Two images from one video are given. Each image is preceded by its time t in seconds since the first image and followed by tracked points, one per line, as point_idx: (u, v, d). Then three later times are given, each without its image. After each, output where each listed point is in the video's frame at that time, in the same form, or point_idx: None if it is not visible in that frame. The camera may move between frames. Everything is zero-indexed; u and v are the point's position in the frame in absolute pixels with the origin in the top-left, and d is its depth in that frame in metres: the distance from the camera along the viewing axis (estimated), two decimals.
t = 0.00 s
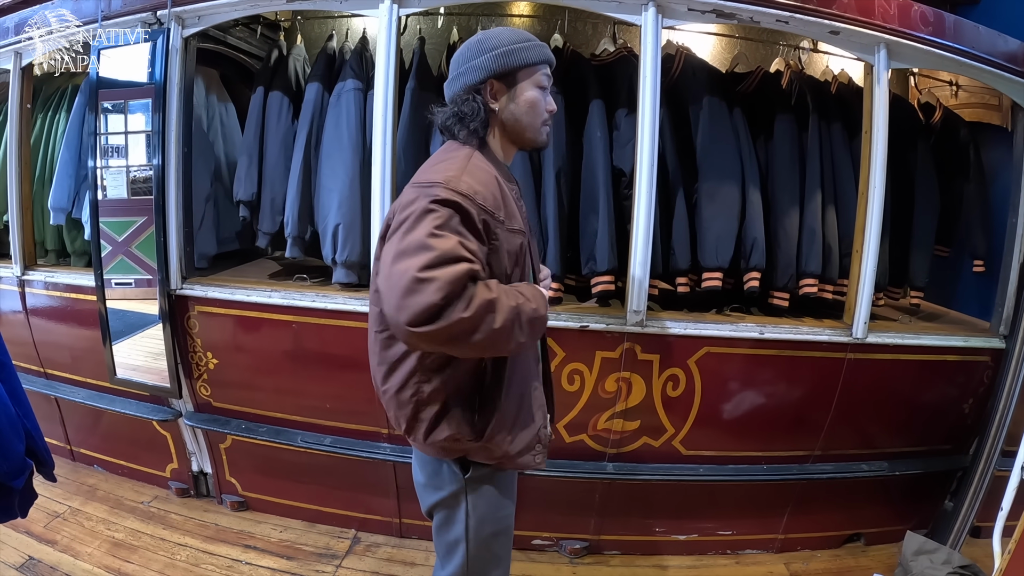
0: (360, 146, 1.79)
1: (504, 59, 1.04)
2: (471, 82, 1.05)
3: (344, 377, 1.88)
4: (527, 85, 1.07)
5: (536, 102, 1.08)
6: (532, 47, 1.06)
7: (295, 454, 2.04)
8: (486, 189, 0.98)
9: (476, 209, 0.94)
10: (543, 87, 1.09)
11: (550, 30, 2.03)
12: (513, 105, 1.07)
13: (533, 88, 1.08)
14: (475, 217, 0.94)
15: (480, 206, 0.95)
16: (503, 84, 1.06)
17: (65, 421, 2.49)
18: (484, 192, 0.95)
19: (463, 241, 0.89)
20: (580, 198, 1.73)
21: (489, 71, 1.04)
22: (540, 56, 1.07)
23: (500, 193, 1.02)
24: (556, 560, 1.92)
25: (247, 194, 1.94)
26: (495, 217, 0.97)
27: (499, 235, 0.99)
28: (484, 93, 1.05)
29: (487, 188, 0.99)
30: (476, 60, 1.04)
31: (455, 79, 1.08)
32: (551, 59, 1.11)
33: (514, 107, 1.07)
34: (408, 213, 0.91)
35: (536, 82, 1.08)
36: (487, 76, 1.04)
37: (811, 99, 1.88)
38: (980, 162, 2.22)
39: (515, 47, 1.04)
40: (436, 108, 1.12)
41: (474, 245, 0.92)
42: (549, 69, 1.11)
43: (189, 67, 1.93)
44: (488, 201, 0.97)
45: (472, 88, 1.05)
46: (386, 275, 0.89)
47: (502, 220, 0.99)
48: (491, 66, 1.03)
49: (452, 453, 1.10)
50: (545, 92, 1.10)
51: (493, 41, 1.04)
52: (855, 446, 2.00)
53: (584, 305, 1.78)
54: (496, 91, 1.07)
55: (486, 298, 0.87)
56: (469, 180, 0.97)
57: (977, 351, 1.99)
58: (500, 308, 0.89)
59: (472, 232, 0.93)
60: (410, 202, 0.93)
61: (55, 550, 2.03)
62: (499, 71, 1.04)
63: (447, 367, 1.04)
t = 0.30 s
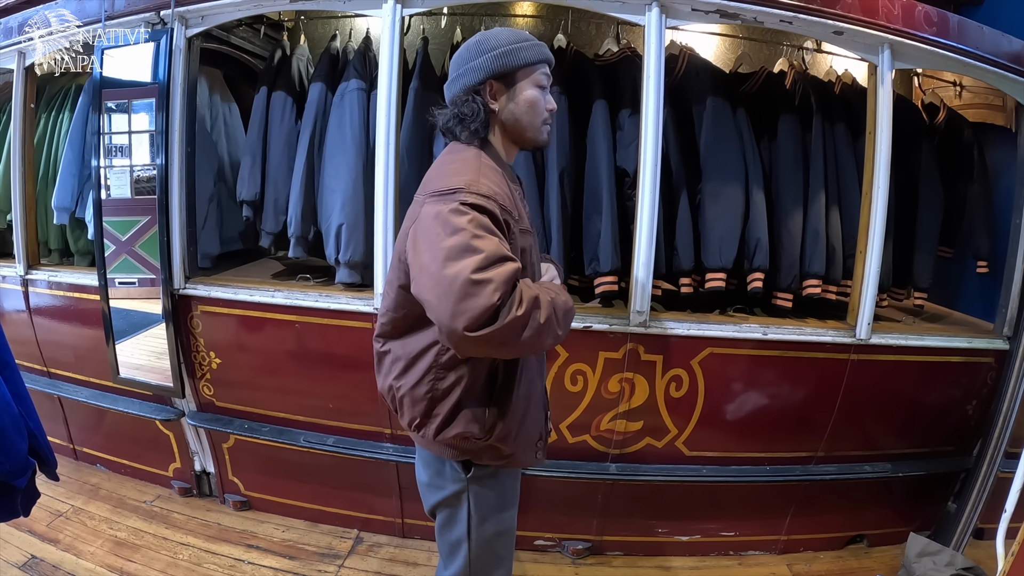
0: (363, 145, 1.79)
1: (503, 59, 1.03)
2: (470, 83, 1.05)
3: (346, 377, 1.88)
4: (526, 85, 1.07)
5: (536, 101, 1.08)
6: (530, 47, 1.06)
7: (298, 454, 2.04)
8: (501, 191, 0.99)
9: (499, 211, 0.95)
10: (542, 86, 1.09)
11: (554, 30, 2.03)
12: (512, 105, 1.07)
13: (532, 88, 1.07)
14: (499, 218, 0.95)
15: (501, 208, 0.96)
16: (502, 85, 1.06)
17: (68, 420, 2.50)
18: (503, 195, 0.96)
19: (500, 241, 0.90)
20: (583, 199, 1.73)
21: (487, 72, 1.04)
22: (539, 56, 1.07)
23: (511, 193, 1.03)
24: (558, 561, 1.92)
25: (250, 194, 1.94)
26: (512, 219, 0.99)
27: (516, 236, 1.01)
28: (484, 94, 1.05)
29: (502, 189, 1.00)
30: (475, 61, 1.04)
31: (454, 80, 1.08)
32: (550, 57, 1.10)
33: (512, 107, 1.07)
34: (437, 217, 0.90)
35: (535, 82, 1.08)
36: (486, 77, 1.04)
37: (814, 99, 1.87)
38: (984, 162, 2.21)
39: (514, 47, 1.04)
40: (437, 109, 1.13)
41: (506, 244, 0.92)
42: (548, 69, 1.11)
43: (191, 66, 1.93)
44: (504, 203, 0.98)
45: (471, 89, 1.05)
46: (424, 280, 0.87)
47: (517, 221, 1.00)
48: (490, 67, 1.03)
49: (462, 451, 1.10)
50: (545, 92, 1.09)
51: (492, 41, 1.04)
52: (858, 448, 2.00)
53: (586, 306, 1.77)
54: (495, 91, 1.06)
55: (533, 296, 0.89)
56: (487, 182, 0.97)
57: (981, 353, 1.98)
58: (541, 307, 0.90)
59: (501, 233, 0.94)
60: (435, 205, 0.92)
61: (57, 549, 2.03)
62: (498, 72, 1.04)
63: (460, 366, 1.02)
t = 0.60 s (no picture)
0: (368, 145, 1.79)
1: (511, 61, 1.03)
2: (478, 84, 1.05)
3: (350, 376, 1.88)
4: (535, 87, 1.07)
5: (544, 103, 1.08)
6: (539, 49, 1.06)
7: (301, 453, 2.04)
8: (521, 191, 0.99)
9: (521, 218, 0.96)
10: (550, 89, 1.09)
11: (559, 30, 2.03)
12: (520, 107, 1.07)
13: (541, 90, 1.07)
14: (521, 224, 0.96)
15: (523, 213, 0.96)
16: (511, 87, 1.06)
17: (71, 419, 2.50)
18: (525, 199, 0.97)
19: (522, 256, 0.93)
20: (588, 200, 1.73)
21: (496, 73, 1.04)
22: (548, 58, 1.07)
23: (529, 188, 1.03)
24: (561, 562, 1.91)
25: (254, 193, 1.94)
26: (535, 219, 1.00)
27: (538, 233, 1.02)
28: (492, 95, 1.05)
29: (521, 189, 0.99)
30: (483, 62, 1.04)
31: (462, 82, 1.08)
32: (558, 59, 1.10)
33: (521, 109, 1.07)
34: (462, 234, 0.91)
35: (543, 84, 1.07)
36: (495, 78, 1.04)
37: (820, 100, 1.86)
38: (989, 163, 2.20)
39: (523, 48, 1.04)
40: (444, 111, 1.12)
41: (528, 254, 0.95)
42: (556, 71, 1.10)
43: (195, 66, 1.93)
44: (526, 204, 0.98)
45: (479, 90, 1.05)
46: (450, 301, 0.92)
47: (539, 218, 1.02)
48: (498, 68, 1.03)
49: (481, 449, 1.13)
50: (552, 94, 1.10)
51: (501, 42, 1.04)
52: (862, 449, 1.99)
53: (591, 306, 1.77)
54: (504, 92, 1.06)
55: (554, 310, 0.93)
56: (506, 187, 0.96)
57: (986, 354, 1.97)
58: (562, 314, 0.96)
59: (522, 240, 0.96)
60: (459, 221, 0.92)
61: (60, 548, 2.03)
62: (507, 73, 1.03)
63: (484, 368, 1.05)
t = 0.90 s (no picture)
0: (376, 147, 1.80)
1: (537, 59, 1.03)
2: (502, 81, 1.05)
3: (357, 378, 1.89)
4: (558, 87, 1.07)
5: (566, 104, 1.09)
6: (563, 49, 1.06)
7: (308, 454, 2.04)
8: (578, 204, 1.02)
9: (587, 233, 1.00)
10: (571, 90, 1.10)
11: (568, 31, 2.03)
12: (543, 107, 1.07)
13: (564, 91, 1.08)
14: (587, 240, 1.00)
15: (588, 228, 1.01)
16: (534, 86, 1.06)
17: (80, 418, 2.51)
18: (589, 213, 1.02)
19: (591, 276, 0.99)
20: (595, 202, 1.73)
21: (520, 72, 1.04)
22: (571, 59, 1.08)
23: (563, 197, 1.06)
24: (568, 564, 1.91)
25: (263, 195, 1.95)
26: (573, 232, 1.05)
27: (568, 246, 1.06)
28: (515, 94, 1.05)
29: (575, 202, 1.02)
30: (508, 60, 1.04)
31: (483, 78, 1.07)
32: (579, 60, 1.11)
33: (544, 109, 1.07)
34: (562, 246, 0.91)
35: (566, 85, 1.08)
36: (520, 75, 1.04)
37: (828, 102, 1.86)
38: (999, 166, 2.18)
39: (548, 48, 1.04)
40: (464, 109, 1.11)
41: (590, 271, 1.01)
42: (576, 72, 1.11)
43: (204, 68, 1.94)
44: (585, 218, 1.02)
45: (502, 87, 1.05)
46: (553, 316, 0.92)
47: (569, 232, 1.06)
48: (524, 66, 1.03)
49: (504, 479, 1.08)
50: (573, 95, 1.10)
51: (525, 40, 1.04)
52: (870, 453, 1.98)
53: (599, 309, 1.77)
54: (527, 91, 1.06)
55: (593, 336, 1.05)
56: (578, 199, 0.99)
57: (995, 359, 1.96)
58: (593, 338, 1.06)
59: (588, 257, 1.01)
60: (557, 230, 0.91)
61: (67, 546, 2.04)
62: (532, 72, 1.04)
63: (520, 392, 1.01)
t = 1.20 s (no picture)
0: (383, 147, 1.80)
1: (559, 60, 1.01)
2: (523, 80, 1.01)
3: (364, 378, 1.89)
4: (575, 90, 1.06)
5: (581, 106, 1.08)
6: (580, 50, 1.05)
7: (316, 454, 2.05)
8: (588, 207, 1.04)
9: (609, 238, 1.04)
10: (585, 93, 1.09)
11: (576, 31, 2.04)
12: (560, 108, 1.05)
13: (580, 93, 1.07)
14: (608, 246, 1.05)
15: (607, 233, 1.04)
16: (553, 88, 1.03)
17: (87, 416, 2.53)
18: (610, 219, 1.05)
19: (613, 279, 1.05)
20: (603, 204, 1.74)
21: (542, 72, 1.01)
22: (589, 61, 1.06)
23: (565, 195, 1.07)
24: (574, 566, 1.91)
25: (271, 195, 1.96)
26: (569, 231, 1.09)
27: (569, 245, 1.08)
28: (536, 93, 1.02)
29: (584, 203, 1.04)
30: (529, 59, 1.01)
31: (502, 74, 1.02)
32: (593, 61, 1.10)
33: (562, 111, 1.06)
34: (623, 260, 0.97)
35: (582, 87, 1.07)
36: (542, 76, 1.01)
37: (837, 103, 1.85)
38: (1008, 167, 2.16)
39: (568, 49, 1.02)
40: (477, 105, 1.07)
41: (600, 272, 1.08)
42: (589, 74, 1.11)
43: (212, 70, 1.95)
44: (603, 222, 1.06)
45: (523, 86, 1.01)
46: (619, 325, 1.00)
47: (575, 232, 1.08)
48: (546, 66, 1.00)
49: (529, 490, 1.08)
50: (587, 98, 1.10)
51: (546, 40, 1.01)
52: (877, 456, 1.97)
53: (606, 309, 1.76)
54: (546, 91, 1.03)
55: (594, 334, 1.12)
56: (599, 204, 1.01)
57: (1005, 362, 1.95)
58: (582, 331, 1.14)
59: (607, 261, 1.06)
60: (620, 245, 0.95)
61: (74, 544, 2.05)
62: (553, 73, 1.01)
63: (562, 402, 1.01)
